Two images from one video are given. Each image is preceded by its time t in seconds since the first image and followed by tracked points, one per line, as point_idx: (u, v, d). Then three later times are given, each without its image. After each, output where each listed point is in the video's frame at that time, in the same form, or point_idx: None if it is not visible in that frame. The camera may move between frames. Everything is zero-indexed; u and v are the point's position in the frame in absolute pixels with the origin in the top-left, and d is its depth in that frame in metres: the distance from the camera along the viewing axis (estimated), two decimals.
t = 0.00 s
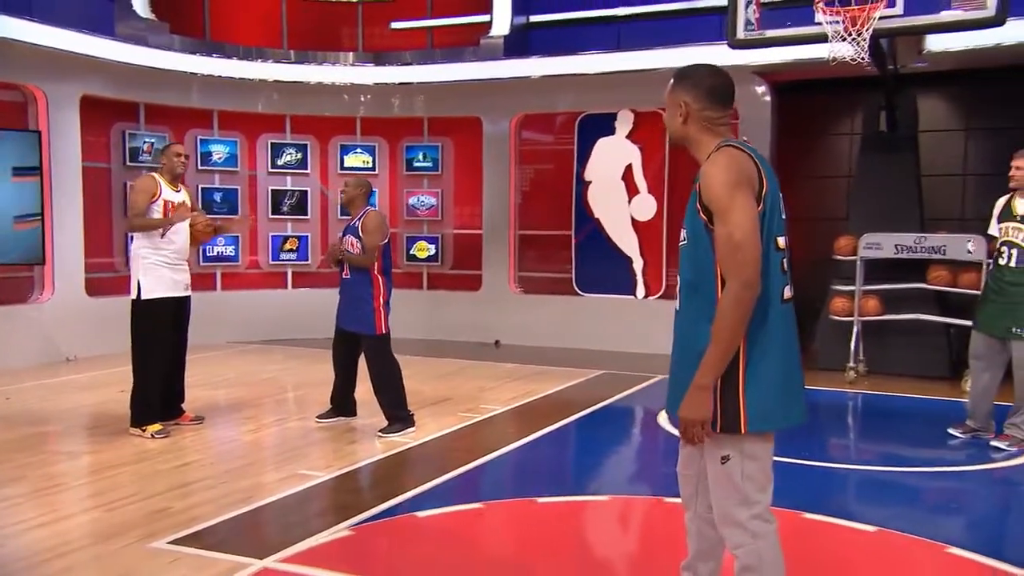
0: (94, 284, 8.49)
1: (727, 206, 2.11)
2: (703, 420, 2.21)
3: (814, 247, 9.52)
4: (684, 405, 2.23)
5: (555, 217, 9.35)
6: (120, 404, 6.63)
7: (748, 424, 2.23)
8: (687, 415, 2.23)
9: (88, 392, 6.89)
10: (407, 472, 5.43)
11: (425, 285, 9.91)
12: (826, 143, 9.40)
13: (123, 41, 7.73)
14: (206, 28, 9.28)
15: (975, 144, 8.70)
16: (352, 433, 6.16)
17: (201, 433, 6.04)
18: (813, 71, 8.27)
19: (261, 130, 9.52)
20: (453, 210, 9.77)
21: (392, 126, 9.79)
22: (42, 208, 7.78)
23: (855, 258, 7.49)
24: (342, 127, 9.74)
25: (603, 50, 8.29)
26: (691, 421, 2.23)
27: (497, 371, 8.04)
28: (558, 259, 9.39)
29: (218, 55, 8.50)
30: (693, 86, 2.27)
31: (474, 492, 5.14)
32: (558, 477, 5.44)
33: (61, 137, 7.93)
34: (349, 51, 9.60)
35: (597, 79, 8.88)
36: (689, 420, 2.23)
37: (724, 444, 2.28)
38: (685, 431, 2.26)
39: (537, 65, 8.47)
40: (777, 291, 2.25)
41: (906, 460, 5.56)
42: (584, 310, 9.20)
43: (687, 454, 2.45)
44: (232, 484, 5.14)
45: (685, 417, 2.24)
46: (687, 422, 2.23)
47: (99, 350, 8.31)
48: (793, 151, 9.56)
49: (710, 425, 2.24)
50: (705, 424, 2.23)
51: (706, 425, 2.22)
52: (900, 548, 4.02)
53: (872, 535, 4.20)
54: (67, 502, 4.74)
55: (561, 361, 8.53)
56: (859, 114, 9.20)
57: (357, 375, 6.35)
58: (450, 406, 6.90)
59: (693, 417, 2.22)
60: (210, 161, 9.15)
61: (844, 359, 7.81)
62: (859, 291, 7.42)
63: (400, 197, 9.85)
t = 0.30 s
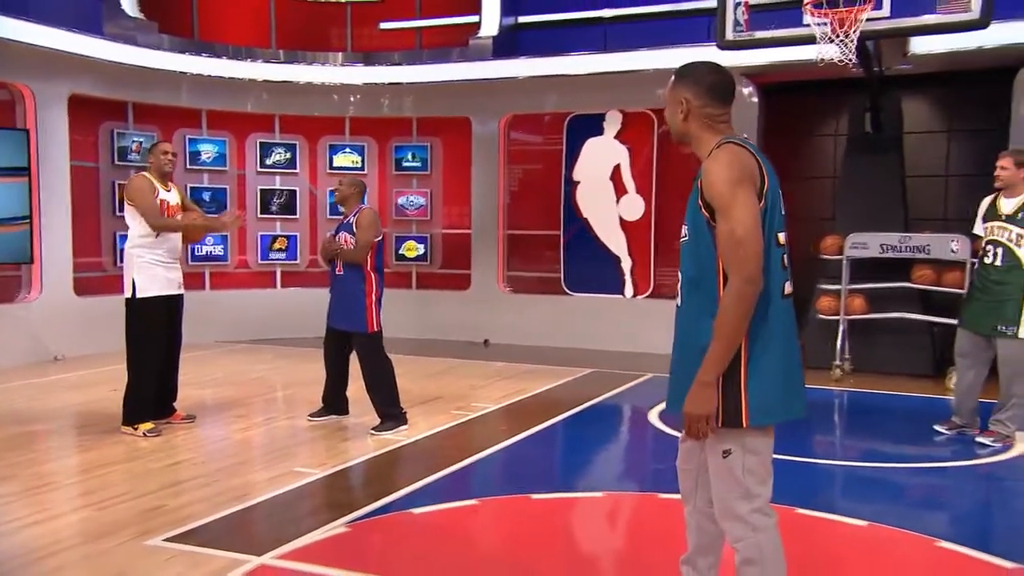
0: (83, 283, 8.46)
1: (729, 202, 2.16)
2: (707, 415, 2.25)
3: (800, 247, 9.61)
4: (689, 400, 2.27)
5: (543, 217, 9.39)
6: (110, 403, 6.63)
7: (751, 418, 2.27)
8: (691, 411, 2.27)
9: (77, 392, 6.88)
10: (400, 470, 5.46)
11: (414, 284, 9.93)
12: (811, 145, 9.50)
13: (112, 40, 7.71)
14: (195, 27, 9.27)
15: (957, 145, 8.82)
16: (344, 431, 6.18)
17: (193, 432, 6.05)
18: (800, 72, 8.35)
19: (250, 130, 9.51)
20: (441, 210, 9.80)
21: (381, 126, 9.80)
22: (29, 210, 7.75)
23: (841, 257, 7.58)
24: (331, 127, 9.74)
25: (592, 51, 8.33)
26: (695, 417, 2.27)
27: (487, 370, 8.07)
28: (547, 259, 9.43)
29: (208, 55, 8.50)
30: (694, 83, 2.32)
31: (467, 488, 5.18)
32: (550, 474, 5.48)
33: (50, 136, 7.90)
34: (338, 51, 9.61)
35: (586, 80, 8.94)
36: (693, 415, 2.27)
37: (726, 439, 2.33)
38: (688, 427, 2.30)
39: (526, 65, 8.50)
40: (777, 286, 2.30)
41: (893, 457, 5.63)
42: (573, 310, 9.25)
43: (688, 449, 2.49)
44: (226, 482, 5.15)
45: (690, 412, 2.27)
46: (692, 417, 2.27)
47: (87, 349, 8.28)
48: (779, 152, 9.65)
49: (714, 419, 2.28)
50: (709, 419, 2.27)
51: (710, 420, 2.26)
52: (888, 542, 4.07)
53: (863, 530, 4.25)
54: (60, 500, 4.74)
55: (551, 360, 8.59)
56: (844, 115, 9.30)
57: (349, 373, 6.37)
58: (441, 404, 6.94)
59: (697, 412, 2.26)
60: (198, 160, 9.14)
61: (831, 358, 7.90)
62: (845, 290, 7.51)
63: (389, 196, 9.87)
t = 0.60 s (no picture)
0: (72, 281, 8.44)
1: (728, 199, 2.21)
2: (704, 409, 2.31)
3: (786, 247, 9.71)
4: (687, 395, 2.33)
5: (532, 215, 9.44)
6: (101, 400, 6.63)
7: (747, 412, 2.33)
8: (689, 406, 2.33)
9: (67, 389, 6.87)
10: (393, 466, 5.50)
11: (404, 282, 9.97)
12: (797, 145, 9.59)
13: (102, 37, 7.69)
14: (184, 25, 9.26)
15: (940, 147, 8.94)
16: (336, 428, 6.21)
17: (185, 429, 6.06)
18: (788, 73, 8.44)
19: (240, 128, 9.50)
20: (431, 209, 9.83)
21: (371, 124, 9.82)
22: (18, 210, 7.73)
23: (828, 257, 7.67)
24: (321, 125, 9.75)
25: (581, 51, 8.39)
26: (693, 411, 2.33)
27: (477, 367, 8.12)
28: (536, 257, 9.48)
29: (199, 53, 8.50)
30: (695, 81, 2.37)
31: (460, 485, 5.22)
32: (542, 470, 5.53)
33: (39, 133, 7.88)
34: (328, 50, 9.63)
35: (575, 79, 8.99)
36: (690, 410, 2.32)
37: (723, 435, 2.38)
38: (686, 421, 2.35)
39: (515, 65, 8.55)
40: (775, 282, 2.35)
41: (879, 452, 5.71)
42: (562, 308, 9.31)
43: (685, 445, 2.55)
44: (219, 479, 5.17)
45: (687, 407, 2.33)
46: (689, 411, 2.33)
47: (76, 346, 8.27)
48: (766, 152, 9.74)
49: (711, 414, 2.34)
50: (706, 414, 2.33)
51: (707, 414, 2.32)
52: (877, 537, 4.14)
53: (852, 524, 4.32)
54: (54, 497, 4.75)
55: (539, 357, 8.65)
56: (829, 116, 9.40)
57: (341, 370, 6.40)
58: (432, 401, 6.98)
59: (694, 406, 2.32)
60: (188, 158, 9.14)
61: (817, 356, 8.00)
62: (832, 289, 7.62)
63: (379, 195, 9.90)
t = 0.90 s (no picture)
0: (66, 279, 8.42)
1: (730, 196, 2.25)
2: (702, 405, 2.36)
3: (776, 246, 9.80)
4: (686, 392, 2.37)
5: (525, 213, 9.47)
6: (96, 397, 6.65)
7: (746, 409, 2.37)
8: (688, 402, 2.37)
9: (61, 386, 6.88)
10: (389, 463, 5.54)
11: (396, 280, 10.00)
12: (787, 145, 9.67)
13: (95, 35, 7.68)
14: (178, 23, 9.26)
15: (928, 147, 9.03)
16: (331, 425, 6.24)
17: (181, 426, 6.09)
18: (780, 73, 8.51)
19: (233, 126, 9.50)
20: (424, 207, 9.86)
21: (365, 123, 9.83)
22: (11, 208, 7.71)
23: (818, 255, 7.75)
24: (315, 124, 9.76)
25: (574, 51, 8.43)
26: (691, 407, 2.37)
27: (471, 365, 8.16)
28: (527, 256, 9.52)
29: (193, 51, 8.50)
30: (701, 78, 2.41)
31: (457, 481, 5.26)
32: (535, 468, 5.57)
33: (31, 131, 7.86)
34: (321, 49, 9.64)
35: (568, 79, 9.05)
36: (689, 406, 2.37)
37: (723, 431, 2.42)
38: (684, 416, 2.40)
39: (508, 65, 8.58)
40: (776, 279, 2.40)
41: (869, 449, 5.79)
42: (554, 307, 9.36)
43: (686, 441, 2.60)
44: (217, 476, 5.20)
45: (685, 403, 2.37)
46: (688, 407, 2.37)
47: (69, 344, 8.27)
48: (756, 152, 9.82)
49: (710, 410, 2.38)
50: (704, 410, 2.37)
51: (705, 410, 2.37)
52: (871, 532, 4.20)
53: (846, 520, 4.39)
54: (53, 494, 4.77)
55: (532, 355, 8.70)
56: (820, 116, 9.48)
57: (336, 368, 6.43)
58: (427, 398, 7.02)
59: (693, 403, 2.36)
60: (181, 156, 9.14)
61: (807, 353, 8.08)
62: (822, 287, 7.70)
63: (372, 193, 9.93)
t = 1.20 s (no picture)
0: (58, 279, 8.40)
1: (732, 196, 2.32)
2: (703, 403, 2.42)
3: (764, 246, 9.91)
4: (687, 390, 2.43)
5: (517, 214, 9.52)
6: (90, 397, 6.66)
7: (747, 406, 2.43)
8: (689, 400, 2.43)
9: (55, 386, 6.89)
10: (384, 462, 5.59)
11: (389, 280, 10.04)
12: (775, 146, 9.78)
13: (88, 36, 7.68)
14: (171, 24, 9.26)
15: (913, 150, 9.15)
16: (326, 424, 6.29)
17: (176, 426, 6.12)
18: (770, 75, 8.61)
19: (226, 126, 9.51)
20: (416, 208, 9.91)
21: (357, 124, 9.86)
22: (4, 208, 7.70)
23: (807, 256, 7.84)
24: (307, 124, 9.78)
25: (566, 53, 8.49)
26: (692, 405, 2.43)
27: (464, 364, 8.22)
28: (518, 256, 9.57)
29: (186, 52, 8.52)
30: (704, 79, 2.48)
31: (454, 480, 5.32)
32: (530, 466, 5.62)
33: (23, 131, 7.85)
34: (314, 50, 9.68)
35: (559, 81, 9.12)
36: (690, 404, 2.43)
37: (725, 429, 2.49)
38: (685, 414, 2.46)
39: (499, 66, 8.64)
40: (776, 279, 2.46)
41: (857, 446, 5.88)
42: (546, 307, 9.43)
43: (687, 441, 2.67)
44: (214, 475, 5.23)
45: (687, 401, 2.44)
46: (689, 405, 2.43)
47: (61, 344, 8.26)
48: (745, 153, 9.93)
49: (711, 408, 2.45)
50: (705, 408, 2.43)
51: (705, 407, 2.43)
52: (864, 528, 4.29)
53: (838, 516, 4.47)
54: (51, 493, 4.79)
55: (524, 355, 8.77)
56: (807, 118, 9.59)
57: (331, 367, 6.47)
58: (421, 397, 7.07)
59: (694, 400, 2.43)
60: (174, 156, 9.15)
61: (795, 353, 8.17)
62: (810, 287, 7.80)
63: (364, 193, 9.97)
